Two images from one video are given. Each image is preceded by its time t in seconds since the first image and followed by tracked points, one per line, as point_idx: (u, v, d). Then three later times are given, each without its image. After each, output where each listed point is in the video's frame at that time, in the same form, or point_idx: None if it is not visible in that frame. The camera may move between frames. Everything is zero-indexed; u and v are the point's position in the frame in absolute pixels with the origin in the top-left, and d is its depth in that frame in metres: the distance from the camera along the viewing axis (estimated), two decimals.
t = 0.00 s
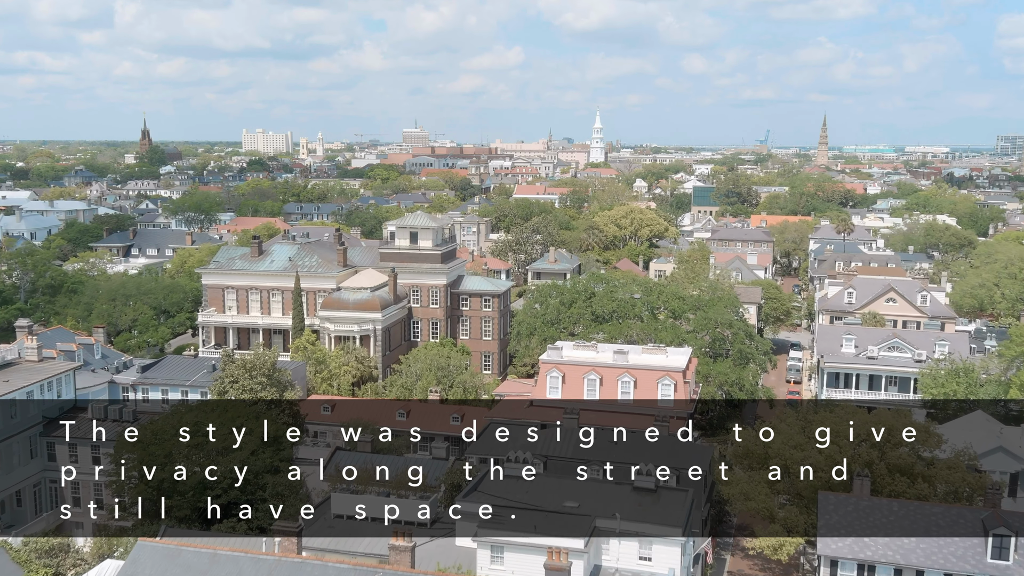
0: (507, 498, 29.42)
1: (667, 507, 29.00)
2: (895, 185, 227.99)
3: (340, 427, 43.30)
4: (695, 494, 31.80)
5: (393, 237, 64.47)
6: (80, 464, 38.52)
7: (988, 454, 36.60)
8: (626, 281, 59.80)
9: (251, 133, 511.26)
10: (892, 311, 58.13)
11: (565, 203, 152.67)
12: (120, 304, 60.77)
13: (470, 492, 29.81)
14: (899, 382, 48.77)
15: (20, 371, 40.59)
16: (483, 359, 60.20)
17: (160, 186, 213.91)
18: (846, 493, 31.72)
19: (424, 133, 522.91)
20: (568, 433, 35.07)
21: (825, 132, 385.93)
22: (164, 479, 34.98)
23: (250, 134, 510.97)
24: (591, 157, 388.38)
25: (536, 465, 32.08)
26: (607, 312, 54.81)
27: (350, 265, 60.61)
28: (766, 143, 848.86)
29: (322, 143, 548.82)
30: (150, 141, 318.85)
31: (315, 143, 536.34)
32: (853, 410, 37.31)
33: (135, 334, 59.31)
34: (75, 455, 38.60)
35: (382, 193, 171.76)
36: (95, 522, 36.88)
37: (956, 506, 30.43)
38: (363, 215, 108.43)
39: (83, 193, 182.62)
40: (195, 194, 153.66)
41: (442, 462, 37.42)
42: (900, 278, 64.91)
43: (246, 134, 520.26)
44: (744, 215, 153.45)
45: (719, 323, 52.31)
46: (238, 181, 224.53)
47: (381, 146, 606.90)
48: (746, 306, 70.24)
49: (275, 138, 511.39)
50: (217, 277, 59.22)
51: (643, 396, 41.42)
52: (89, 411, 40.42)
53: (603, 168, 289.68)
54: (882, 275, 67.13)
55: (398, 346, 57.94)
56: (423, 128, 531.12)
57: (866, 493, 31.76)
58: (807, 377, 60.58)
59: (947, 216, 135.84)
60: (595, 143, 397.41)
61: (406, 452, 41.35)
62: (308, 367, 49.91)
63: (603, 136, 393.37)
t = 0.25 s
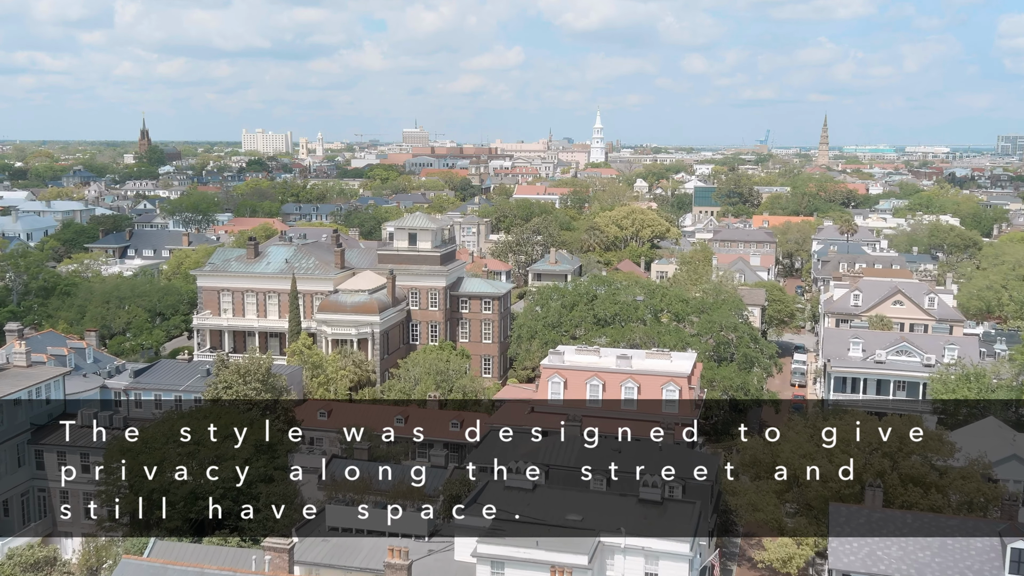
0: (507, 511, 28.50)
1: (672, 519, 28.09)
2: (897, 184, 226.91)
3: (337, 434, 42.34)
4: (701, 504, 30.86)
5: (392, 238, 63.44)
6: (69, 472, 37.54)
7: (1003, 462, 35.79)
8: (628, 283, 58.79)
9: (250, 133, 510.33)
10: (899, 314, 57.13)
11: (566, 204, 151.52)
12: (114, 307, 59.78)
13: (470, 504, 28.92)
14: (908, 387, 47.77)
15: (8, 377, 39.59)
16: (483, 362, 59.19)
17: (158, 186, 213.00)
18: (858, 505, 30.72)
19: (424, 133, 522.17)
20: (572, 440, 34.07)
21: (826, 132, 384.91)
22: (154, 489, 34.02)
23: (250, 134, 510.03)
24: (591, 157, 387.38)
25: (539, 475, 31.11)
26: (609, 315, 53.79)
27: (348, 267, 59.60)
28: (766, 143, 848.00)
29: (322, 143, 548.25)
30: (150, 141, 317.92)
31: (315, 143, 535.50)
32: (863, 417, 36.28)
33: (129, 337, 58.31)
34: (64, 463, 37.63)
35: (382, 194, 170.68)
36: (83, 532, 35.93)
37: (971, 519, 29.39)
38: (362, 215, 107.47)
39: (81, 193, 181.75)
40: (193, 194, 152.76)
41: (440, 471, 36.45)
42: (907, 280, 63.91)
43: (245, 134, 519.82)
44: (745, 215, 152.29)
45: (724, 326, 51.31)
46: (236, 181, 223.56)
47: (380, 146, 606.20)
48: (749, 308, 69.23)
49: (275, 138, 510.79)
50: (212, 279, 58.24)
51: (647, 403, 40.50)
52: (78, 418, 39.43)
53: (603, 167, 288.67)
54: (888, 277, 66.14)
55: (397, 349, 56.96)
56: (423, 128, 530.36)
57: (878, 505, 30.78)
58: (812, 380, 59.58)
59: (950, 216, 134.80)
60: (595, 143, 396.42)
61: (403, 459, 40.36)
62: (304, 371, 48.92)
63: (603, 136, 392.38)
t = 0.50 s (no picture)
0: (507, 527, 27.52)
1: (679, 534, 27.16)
2: (899, 185, 225.90)
3: (333, 440, 41.35)
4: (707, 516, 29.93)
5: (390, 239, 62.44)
6: (58, 481, 36.63)
7: (1019, 471, 34.78)
8: (631, 285, 57.79)
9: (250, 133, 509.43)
10: (906, 317, 56.12)
11: (567, 204, 150.54)
12: (108, 309, 58.85)
13: (469, 518, 27.96)
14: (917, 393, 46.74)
15: None
16: (483, 366, 58.20)
17: (157, 186, 212.05)
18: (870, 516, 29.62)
19: (424, 134, 521.24)
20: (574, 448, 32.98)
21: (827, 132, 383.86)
22: (144, 499, 33.05)
23: (249, 134, 509.03)
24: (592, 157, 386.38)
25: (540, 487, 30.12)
26: (611, 318, 52.79)
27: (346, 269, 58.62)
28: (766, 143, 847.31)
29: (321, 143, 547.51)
30: (149, 141, 317.06)
31: (315, 143, 534.68)
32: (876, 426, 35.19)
33: (123, 341, 57.38)
34: (52, 472, 36.70)
35: (381, 194, 169.74)
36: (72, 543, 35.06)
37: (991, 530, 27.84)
38: (361, 216, 106.54)
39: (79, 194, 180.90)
40: (191, 195, 151.83)
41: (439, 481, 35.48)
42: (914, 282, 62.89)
43: (245, 134, 519.19)
44: (747, 215, 151.25)
45: (728, 330, 50.35)
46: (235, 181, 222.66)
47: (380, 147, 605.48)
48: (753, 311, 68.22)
49: (275, 138, 510.02)
50: (208, 282, 57.28)
51: (651, 410, 39.50)
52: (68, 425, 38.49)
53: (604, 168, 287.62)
54: (894, 279, 65.15)
55: (395, 353, 55.99)
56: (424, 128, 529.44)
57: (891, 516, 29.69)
58: (817, 385, 58.59)
59: (954, 217, 133.76)
60: (595, 143, 395.55)
61: (402, 467, 39.40)
62: (301, 376, 47.96)
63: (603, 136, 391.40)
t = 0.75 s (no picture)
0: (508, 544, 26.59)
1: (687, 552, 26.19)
2: (901, 185, 224.79)
3: (330, 447, 40.38)
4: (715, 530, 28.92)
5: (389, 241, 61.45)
6: (45, 491, 35.68)
7: None
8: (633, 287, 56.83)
9: (249, 133, 508.34)
10: (914, 320, 55.13)
11: (567, 204, 149.52)
12: (101, 312, 57.86)
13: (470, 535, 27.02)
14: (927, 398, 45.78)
15: None
16: (483, 369, 57.21)
17: (156, 186, 210.94)
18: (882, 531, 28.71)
19: (423, 134, 520.02)
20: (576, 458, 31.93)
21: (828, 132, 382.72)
22: (134, 513, 31.94)
23: (249, 135, 507.92)
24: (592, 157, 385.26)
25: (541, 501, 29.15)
26: (613, 321, 51.81)
27: (343, 271, 57.63)
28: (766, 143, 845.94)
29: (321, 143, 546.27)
30: (148, 141, 316.01)
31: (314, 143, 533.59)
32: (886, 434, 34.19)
33: (117, 344, 56.38)
34: (40, 481, 35.74)
35: (381, 194, 168.77)
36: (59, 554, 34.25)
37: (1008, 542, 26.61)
38: (360, 217, 105.50)
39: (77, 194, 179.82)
40: (189, 195, 150.69)
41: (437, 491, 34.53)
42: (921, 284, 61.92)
43: (244, 134, 518.32)
44: (749, 216, 150.22)
45: (733, 333, 49.37)
46: (234, 182, 221.58)
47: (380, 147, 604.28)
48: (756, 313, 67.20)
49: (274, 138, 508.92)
50: (203, 284, 56.29)
51: (655, 418, 38.52)
52: (57, 433, 37.51)
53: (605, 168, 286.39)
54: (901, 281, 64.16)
55: (393, 356, 55.01)
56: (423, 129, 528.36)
57: (904, 531, 28.83)
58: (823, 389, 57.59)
59: (958, 217, 132.73)
60: (596, 143, 394.46)
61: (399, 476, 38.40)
62: (297, 381, 46.97)
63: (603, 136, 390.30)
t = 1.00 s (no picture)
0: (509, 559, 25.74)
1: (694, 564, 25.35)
2: (903, 185, 223.70)
3: (325, 455, 39.41)
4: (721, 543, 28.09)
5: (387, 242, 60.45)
6: (34, 501, 34.70)
7: None
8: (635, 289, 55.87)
9: (249, 133, 507.67)
10: (921, 324, 54.19)
11: (568, 205, 148.58)
12: (95, 315, 56.93)
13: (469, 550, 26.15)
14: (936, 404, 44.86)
15: None
16: (483, 373, 56.24)
17: (155, 186, 210.03)
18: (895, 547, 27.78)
19: (424, 133, 519.07)
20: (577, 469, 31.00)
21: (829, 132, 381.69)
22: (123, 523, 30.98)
23: (248, 134, 507.13)
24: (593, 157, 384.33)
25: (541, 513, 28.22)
26: (615, 325, 50.90)
27: (341, 273, 56.67)
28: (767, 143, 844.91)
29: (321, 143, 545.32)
30: (148, 141, 315.14)
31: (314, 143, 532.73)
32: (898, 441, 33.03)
33: (110, 348, 55.44)
34: (28, 490, 34.77)
35: (381, 194, 167.73)
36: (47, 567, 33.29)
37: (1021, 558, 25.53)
38: (359, 217, 104.54)
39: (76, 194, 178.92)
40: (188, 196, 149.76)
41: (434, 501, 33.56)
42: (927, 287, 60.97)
43: (244, 134, 517.72)
44: (751, 216, 149.26)
45: (737, 337, 48.46)
46: (234, 182, 220.64)
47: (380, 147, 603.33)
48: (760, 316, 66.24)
49: (274, 138, 508.13)
50: (198, 286, 55.34)
51: (659, 424, 37.50)
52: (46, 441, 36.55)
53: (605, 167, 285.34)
54: (907, 283, 63.24)
55: (392, 360, 54.03)
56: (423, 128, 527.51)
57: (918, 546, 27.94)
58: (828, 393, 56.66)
59: (962, 218, 131.74)
60: (596, 143, 393.55)
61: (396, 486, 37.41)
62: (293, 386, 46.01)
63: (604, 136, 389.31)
